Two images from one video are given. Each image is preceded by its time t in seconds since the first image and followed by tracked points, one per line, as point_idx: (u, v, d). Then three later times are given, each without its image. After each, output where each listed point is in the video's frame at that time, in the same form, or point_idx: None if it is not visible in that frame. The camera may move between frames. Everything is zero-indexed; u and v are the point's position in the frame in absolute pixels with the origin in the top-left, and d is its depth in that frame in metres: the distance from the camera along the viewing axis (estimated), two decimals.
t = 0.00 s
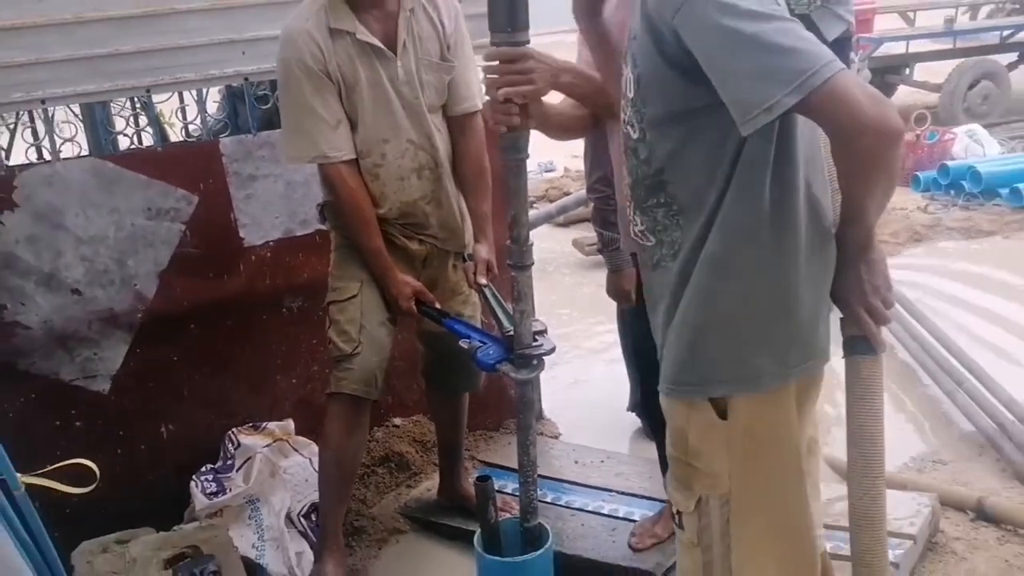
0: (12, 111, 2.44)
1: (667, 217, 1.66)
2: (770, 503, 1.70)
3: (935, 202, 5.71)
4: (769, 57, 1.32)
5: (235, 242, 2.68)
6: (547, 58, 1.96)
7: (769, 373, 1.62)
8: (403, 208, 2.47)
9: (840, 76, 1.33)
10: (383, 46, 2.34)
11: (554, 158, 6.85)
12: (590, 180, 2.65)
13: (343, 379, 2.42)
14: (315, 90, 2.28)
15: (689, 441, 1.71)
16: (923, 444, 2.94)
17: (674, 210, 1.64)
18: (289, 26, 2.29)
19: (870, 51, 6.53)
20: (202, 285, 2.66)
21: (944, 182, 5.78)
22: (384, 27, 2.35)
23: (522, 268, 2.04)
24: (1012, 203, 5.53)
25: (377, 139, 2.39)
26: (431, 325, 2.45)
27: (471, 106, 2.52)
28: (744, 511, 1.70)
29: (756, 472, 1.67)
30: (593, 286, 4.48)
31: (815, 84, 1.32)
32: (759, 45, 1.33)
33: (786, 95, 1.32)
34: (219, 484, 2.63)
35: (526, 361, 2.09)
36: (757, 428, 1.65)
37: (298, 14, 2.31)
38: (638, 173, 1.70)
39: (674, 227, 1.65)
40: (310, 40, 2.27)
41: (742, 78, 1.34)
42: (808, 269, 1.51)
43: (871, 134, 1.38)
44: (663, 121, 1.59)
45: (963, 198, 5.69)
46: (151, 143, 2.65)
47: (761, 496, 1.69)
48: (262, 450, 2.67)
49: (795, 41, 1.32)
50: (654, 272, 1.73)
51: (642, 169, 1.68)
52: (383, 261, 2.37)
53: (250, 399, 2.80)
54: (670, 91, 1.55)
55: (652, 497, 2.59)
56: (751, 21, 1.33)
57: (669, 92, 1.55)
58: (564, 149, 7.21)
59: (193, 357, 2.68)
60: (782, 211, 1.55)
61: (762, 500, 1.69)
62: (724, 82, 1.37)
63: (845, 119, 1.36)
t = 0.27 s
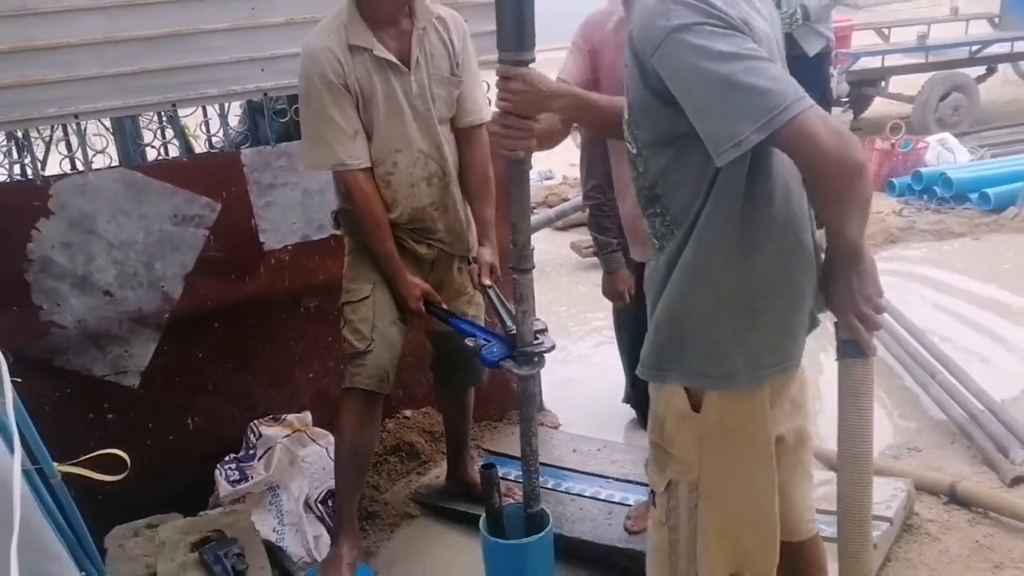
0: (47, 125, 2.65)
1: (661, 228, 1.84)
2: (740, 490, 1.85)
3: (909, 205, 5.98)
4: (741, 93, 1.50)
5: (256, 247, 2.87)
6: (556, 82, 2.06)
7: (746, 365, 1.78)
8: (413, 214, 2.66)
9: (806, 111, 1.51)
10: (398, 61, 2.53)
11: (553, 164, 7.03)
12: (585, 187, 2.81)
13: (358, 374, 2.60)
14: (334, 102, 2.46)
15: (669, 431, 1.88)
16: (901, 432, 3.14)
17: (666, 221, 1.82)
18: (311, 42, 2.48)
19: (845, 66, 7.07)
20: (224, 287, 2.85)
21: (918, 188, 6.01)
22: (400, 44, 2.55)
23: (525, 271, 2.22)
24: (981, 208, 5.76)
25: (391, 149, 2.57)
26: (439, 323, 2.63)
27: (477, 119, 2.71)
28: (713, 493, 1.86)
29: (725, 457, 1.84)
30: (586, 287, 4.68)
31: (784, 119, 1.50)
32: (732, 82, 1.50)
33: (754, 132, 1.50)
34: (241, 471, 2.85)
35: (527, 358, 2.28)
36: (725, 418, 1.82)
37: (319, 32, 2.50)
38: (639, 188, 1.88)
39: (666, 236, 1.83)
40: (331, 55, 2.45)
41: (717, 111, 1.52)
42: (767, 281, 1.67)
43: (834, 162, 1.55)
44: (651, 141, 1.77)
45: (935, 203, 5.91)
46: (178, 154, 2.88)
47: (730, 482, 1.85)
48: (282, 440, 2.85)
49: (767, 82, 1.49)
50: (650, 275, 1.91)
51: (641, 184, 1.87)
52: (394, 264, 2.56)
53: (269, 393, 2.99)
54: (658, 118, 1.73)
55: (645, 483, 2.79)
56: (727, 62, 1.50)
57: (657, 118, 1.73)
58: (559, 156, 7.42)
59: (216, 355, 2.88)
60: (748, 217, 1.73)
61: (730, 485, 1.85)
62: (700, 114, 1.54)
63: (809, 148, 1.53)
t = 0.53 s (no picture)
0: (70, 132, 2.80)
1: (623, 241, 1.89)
2: (679, 494, 1.98)
3: (887, 210, 6.18)
4: (650, 162, 1.54)
5: (267, 249, 3.05)
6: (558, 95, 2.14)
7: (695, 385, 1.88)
8: (417, 218, 2.83)
9: (712, 185, 1.53)
10: (407, 73, 2.69)
11: (547, 167, 7.20)
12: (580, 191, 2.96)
13: (365, 370, 2.75)
14: (348, 110, 2.60)
15: (617, 439, 1.98)
16: (878, 427, 3.32)
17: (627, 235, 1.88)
18: (324, 53, 2.61)
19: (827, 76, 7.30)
20: (238, 287, 3.03)
21: (894, 192, 6.23)
22: (408, 57, 2.72)
23: (523, 271, 2.39)
24: (955, 212, 5.95)
25: (398, 156, 2.75)
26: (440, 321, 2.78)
27: (475, 128, 2.91)
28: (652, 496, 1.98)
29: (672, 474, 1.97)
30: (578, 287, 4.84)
31: (687, 190, 1.54)
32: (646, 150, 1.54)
33: (658, 200, 1.56)
34: (253, 462, 3.01)
35: (526, 354, 2.44)
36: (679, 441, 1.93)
37: (331, 43, 2.63)
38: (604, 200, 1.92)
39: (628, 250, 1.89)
40: (346, 65, 2.59)
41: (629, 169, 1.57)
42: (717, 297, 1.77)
43: (735, 234, 1.57)
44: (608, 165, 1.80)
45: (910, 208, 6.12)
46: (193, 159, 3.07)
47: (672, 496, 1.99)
48: (292, 432, 3.01)
49: (674, 155, 1.52)
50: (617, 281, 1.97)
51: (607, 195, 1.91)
52: (400, 265, 2.73)
53: (280, 387, 3.17)
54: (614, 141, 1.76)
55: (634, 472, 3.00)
56: (640, 129, 1.53)
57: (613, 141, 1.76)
58: (552, 160, 7.60)
59: (230, 351, 3.06)
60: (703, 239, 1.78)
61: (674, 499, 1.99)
62: (619, 163, 1.59)
63: (723, 222, 1.56)
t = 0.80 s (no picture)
0: (97, 158, 2.99)
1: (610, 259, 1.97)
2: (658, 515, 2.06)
3: (868, 228, 6.48)
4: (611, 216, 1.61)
5: (284, 267, 3.23)
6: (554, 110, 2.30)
7: (682, 398, 1.98)
8: (426, 238, 3.03)
9: (670, 237, 1.60)
10: (420, 105, 2.88)
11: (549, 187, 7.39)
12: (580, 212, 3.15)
13: (379, 382, 2.92)
14: (365, 137, 2.78)
15: (610, 452, 2.08)
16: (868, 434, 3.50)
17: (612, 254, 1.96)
18: (342, 84, 2.79)
19: (808, 103, 7.65)
20: (256, 303, 3.21)
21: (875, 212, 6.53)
22: (420, 88, 2.91)
23: (525, 287, 2.57)
24: (931, 230, 6.23)
25: (410, 181, 2.94)
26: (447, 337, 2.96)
27: (479, 155, 3.11)
28: (636, 513, 2.08)
29: (659, 495, 2.04)
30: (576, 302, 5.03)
31: (645, 243, 1.61)
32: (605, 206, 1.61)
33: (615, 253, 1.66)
34: (269, 468, 3.19)
35: (528, 367, 2.62)
36: (667, 462, 2.02)
37: (348, 73, 2.81)
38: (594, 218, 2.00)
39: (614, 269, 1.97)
40: (364, 95, 2.77)
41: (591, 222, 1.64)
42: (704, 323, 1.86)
43: (689, 274, 1.65)
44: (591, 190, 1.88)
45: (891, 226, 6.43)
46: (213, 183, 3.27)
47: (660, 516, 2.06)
48: (306, 440, 3.20)
49: (629, 212, 1.59)
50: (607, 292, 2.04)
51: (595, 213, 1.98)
52: (412, 284, 2.91)
53: (296, 398, 3.37)
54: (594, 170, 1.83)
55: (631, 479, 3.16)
56: (597, 190, 1.60)
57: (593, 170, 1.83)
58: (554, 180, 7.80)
59: (248, 364, 3.24)
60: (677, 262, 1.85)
61: (663, 521, 2.06)
62: (582, 214, 1.67)
63: (677, 266, 1.63)
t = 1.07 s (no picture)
0: (134, 173, 3.28)
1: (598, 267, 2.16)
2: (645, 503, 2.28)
3: (839, 236, 6.86)
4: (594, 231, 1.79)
5: (304, 272, 3.54)
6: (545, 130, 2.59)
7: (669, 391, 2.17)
8: (434, 246, 3.33)
9: (647, 251, 1.79)
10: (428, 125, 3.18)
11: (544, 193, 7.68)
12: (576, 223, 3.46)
13: (389, 377, 3.21)
14: (378, 155, 3.07)
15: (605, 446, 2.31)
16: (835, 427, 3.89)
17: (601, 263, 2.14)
18: (357, 106, 3.08)
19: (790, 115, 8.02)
20: (279, 305, 3.52)
21: (845, 223, 6.94)
22: (428, 110, 3.22)
23: (525, 292, 2.87)
24: (897, 240, 6.68)
25: (418, 195, 3.24)
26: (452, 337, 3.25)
27: (483, 171, 3.41)
28: (624, 499, 2.30)
29: (645, 482, 2.26)
30: (569, 303, 5.33)
31: (623, 257, 1.80)
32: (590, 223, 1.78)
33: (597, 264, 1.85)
34: (290, 455, 3.48)
35: (528, 365, 2.91)
36: (644, 454, 2.24)
37: (363, 97, 3.10)
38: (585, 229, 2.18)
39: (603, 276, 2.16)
40: (376, 117, 3.06)
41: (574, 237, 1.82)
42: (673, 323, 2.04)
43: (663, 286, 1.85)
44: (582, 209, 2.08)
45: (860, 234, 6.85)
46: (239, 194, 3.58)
47: (642, 503, 2.28)
48: (324, 430, 3.50)
49: (611, 230, 1.77)
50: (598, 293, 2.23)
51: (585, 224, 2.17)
52: (420, 288, 3.21)
53: (315, 391, 3.67)
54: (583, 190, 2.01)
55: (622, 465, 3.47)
56: (581, 209, 1.77)
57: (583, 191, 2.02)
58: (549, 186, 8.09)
59: (272, 361, 3.54)
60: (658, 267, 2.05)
61: (645, 506, 2.28)
62: (569, 227, 1.84)
63: (651, 277, 1.83)
